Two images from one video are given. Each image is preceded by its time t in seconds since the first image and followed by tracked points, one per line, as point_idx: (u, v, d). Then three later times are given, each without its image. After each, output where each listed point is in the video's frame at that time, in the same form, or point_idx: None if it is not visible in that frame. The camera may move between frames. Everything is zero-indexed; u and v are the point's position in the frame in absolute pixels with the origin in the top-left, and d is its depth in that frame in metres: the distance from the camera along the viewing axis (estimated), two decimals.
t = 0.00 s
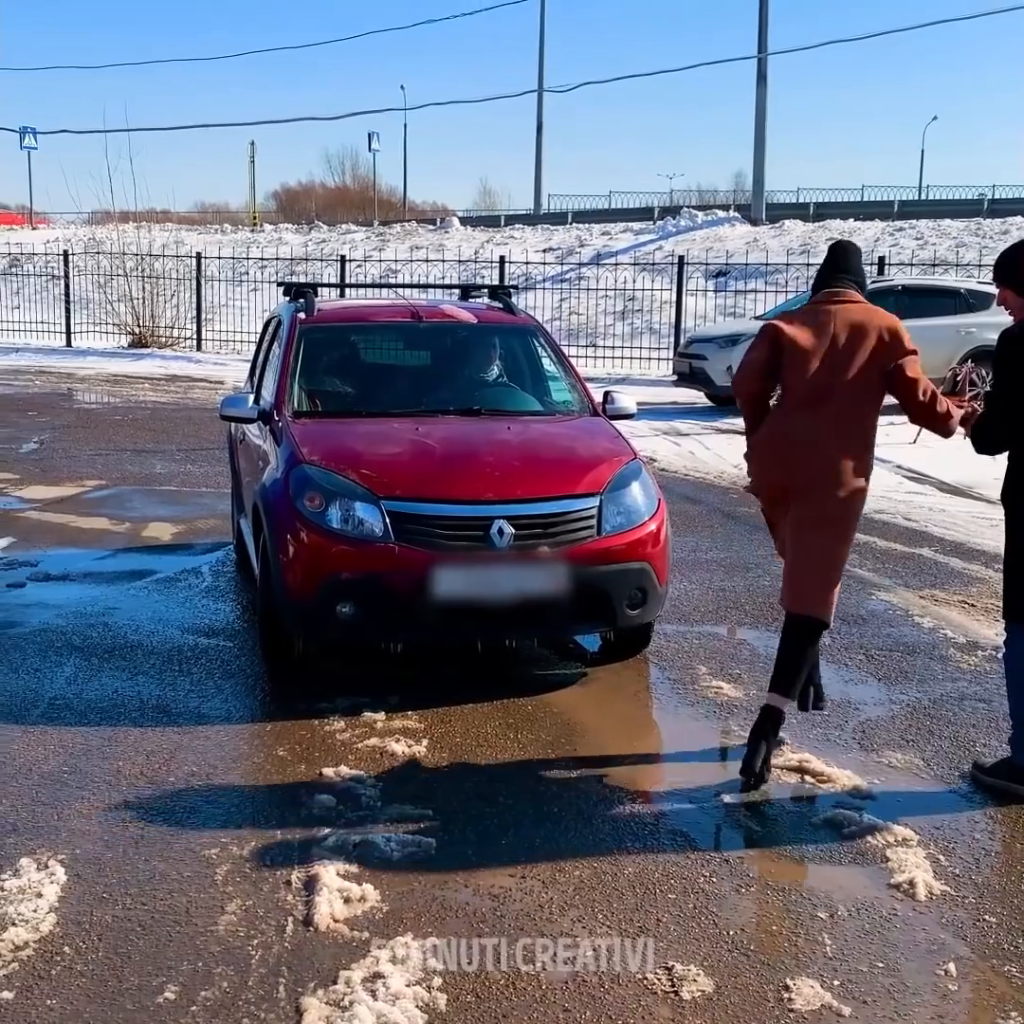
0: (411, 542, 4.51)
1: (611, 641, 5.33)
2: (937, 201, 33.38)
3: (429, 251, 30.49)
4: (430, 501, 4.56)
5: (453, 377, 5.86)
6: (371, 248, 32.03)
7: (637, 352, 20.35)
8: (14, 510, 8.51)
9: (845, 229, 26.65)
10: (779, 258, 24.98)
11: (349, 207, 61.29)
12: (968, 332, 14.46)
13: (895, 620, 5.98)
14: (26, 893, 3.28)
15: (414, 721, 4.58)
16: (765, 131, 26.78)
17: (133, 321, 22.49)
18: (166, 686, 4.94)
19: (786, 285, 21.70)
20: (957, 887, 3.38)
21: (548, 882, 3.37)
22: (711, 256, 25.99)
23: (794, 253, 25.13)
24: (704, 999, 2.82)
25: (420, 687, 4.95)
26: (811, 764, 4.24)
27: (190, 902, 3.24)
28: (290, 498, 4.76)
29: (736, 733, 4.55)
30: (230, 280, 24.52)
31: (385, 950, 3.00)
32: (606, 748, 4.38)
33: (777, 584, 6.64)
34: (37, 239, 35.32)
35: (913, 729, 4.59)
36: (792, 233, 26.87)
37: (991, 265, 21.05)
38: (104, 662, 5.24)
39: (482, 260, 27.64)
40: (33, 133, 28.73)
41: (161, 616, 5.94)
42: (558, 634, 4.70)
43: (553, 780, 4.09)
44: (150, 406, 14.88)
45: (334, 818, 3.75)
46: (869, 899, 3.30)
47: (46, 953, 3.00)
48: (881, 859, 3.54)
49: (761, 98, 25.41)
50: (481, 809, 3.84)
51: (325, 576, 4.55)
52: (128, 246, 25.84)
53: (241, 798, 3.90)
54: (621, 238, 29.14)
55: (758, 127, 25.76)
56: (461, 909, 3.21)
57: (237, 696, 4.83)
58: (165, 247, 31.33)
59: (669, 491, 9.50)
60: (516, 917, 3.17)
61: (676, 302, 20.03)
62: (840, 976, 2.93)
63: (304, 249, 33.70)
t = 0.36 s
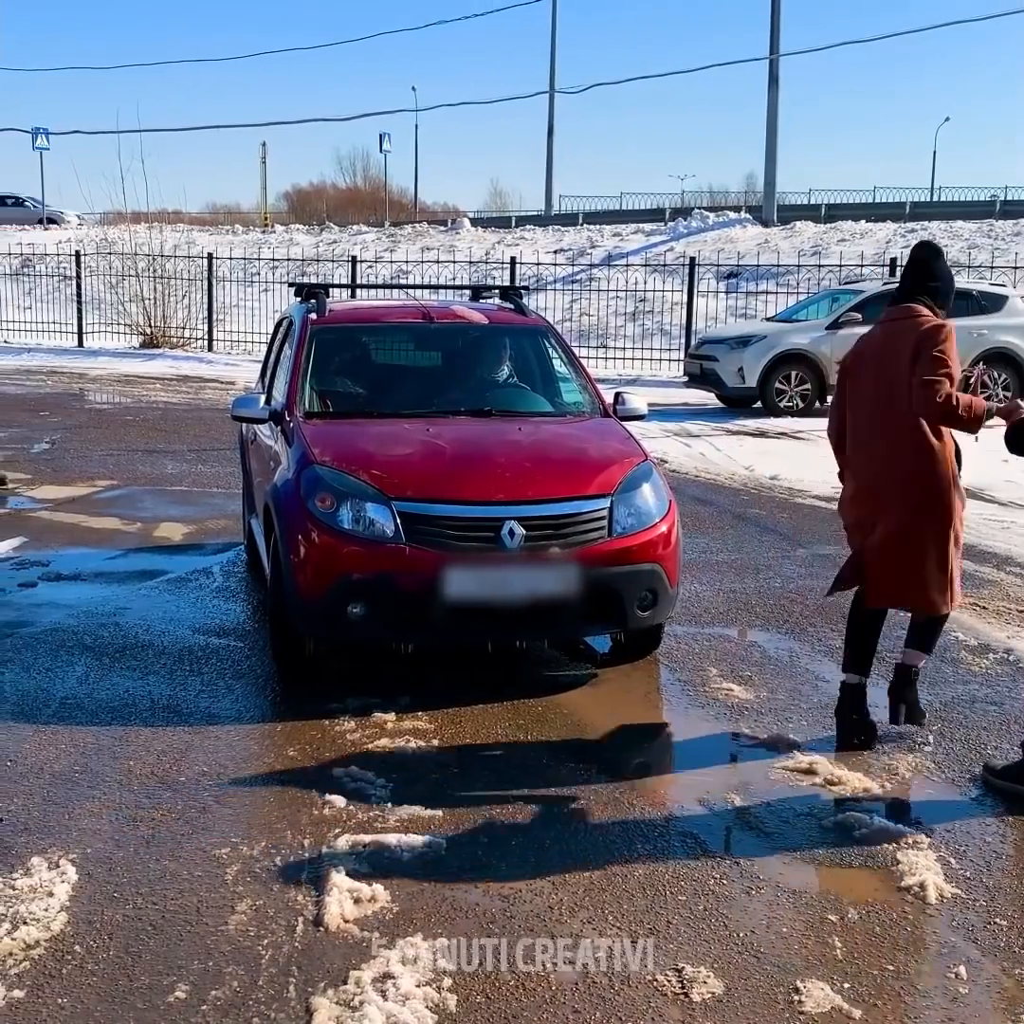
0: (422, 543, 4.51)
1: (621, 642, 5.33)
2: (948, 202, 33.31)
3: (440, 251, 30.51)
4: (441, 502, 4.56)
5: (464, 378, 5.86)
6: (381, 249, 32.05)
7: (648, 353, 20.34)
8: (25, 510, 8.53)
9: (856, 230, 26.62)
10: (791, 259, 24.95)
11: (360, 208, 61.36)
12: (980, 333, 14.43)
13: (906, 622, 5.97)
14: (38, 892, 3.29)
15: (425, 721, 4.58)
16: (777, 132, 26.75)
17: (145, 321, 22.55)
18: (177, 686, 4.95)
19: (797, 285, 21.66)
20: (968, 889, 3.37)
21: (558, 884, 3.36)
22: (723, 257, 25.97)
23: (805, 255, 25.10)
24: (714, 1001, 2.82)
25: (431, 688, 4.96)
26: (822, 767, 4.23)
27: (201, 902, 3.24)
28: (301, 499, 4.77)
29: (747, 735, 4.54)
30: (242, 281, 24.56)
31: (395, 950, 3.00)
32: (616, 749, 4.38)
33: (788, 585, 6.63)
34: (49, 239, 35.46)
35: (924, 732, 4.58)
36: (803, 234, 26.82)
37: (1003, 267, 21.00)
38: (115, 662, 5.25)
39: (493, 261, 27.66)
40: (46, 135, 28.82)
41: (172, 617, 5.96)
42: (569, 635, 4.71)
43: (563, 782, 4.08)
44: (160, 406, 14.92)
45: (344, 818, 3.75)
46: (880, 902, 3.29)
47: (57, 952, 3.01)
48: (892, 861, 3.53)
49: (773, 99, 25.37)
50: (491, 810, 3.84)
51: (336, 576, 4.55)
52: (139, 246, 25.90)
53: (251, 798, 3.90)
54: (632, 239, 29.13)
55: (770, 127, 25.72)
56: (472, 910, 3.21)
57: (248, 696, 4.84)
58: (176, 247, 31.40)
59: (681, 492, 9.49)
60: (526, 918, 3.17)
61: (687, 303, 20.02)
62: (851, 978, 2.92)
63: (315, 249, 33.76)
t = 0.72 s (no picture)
0: (431, 541, 4.51)
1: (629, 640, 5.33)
2: (957, 202, 33.21)
3: (449, 250, 30.52)
4: (450, 499, 4.55)
5: (472, 377, 5.86)
6: (390, 248, 32.04)
7: (657, 352, 20.33)
8: (34, 507, 8.54)
9: (865, 230, 26.59)
10: (800, 258, 24.92)
11: (369, 206, 61.41)
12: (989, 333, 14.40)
13: (916, 623, 5.96)
14: (46, 888, 3.29)
15: (432, 720, 4.57)
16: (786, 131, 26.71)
17: (154, 319, 22.57)
18: (185, 683, 4.96)
19: (807, 285, 21.63)
20: (977, 890, 3.36)
21: (566, 882, 3.36)
22: (732, 257, 25.95)
23: (815, 254, 25.07)
24: (722, 1001, 2.82)
25: (439, 685, 4.96)
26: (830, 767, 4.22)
27: (208, 899, 3.24)
28: (310, 495, 4.77)
29: (755, 735, 4.53)
30: (251, 279, 24.59)
31: (403, 948, 3.00)
32: (624, 748, 4.37)
33: (797, 585, 6.62)
34: (59, 237, 35.56)
35: (933, 732, 4.57)
36: (813, 234, 26.79)
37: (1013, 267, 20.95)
38: (123, 658, 5.25)
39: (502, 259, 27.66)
40: (55, 133, 28.85)
41: (180, 613, 5.96)
42: (577, 633, 4.71)
43: (570, 780, 4.08)
44: (169, 403, 14.95)
45: (352, 816, 3.75)
46: (889, 902, 3.28)
47: (65, 948, 3.01)
48: (901, 861, 3.52)
49: (783, 99, 25.33)
50: (498, 808, 3.84)
51: (345, 573, 4.56)
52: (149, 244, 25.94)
53: (259, 795, 3.90)
54: (641, 238, 29.11)
55: (779, 127, 25.69)
56: (479, 908, 3.21)
57: (256, 693, 4.84)
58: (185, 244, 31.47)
59: (689, 491, 9.49)
60: (534, 917, 3.17)
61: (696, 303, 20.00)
62: (859, 978, 2.92)
63: (324, 248, 33.79)
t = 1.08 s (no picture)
0: (440, 537, 4.49)
1: (636, 637, 5.32)
2: (963, 199, 33.17)
3: (454, 246, 30.50)
4: (460, 496, 4.53)
5: (479, 374, 5.84)
6: (395, 244, 32.00)
7: (662, 349, 20.30)
8: (40, 503, 8.53)
9: (871, 227, 26.55)
10: (806, 255, 24.88)
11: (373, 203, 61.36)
12: (996, 331, 14.38)
13: (924, 622, 5.94)
14: (54, 887, 3.28)
15: (441, 718, 4.56)
16: (792, 128, 26.64)
17: (159, 314, 22.55)
18: (192, 680, 4.94)
19: (812, 282, 21.60)
20: (988, 892, 3.35)
21: (576, 883, 3.35)
22: (738, 253, 25.91)
23: (821, 252, 25.04)
24: (734, 1003, 2.80)
25: (448, 681, 4.95)
26: (840, 767, 4.21)
27: (217, 898, 3.23)
28: (319, 491, 4.75)
29: (763, 735, 4.50)
30: (256, 275, 24.57)
31: (413, 949, 2.99)
32: (632, 748, 4.35)
33: (804, 584, 6.60)
34: (64, 232, 35.54)
35: (943, 733, 4.56)
36: (819, 230, 26.74)
37: (1019, 265, 20.90)
38: (130, 655, 5.24)
39: (507, 256, 27.63)
40: (62, 128, 28.80)
41: (187, 610, 5.94)
42: (585, 630, 4.70)
43: (578, 779, 4.06)
44: (174, 399, 14.94)
45: (360, 815, 3.74)
46: (900, 904, 3.27)
47: (73, 947, 3.00)
48: (911, 863, 3.50)
49: (789, 95, 25.27)
50: (507, 808, 3.82)
51: (354, 570, 4.54)
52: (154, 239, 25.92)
53: (268, 794, 3.89)
54: (647, 234, 29.07)
55: (785, 124, 25.64)
56: (488, 909, 3.20)
57: (263, 690, 4.83)
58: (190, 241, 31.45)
59: (696, 489, 9.47)
60: (544, 918, 3.16)
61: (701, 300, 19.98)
62: (871, 981, 2.90)
63: (329, 243, 33.77)
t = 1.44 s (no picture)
0: (454, 526, 4.47)
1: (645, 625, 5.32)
2: (968, 189, 33.08)
3: (457, 236, 30.44)
4: (474, 486, 4.51)
5: (487, 364, 5.81)
6: (399, 234, 31.94)
7: (666, 339, 20.26)
8: (45, 493, 8.51)
9: (876, 217, 26.47)
10: (811, 246, 24.82)
11: (375, 193, 61.23)
12: (1002, 322, 14.33)
13: (934, 615, 5.91)
14: (65, 881, 3.26)
15: (451, 710, 4.54)
16: (797, 118, 26.55)
17: (162, 304, 22.50)
18: (201, 672, 4.92)
19: (817, 273, 21.54)
20: (1005, 887, 3.33)
21: (590, 878, 3.33)
22: (743, 244, 25.86)
23: (826, 242, 24.98)
24: (751, 1000, 2.78)
25: (460, 670, 4.94)
26: (854, 761, 4.18)
27: (229, 893, 3.21)
28: (332, 480, 4.73)
29: (774, 729, 4.47)
30: (259, 265, 24.51)
31: (427, 944, 2.97)
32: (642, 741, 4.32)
33: (813, 576, 6.58)
34: (66, 221, 35.47)
35: (956, 726, 4.53)
36: (823, 221, 26.68)
37: None
38: (138, 647, 5.22)
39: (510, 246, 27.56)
40: (64, 117, 28.70)
41: (194, 602, 5.92)
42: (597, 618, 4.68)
43: (589, 772, 4.04)
44: (178, 389, 14.91)
45: (372, 809, 3.72)
46: (916, 900, 3.25)
47: (86, 942, 2.98)
48: (927, 858, 3.48)
49: (794, 85, 25.19)
50: (518, 802, 3.80)
51: (368, 558, 4.52)
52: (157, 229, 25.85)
53: (279, 787, 3.87)
54: (651, 225, 29.01)
55: (790, 114, 25.56)
56: (502, 903, 3.18)
57: (273, 682, 4.81)
58: (192, 231, 31.37)
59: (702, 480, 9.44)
60: (558, 913, 3.14)
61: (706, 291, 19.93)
62: (889, 978, 2.88)
63: (332, 233, 33.69)
